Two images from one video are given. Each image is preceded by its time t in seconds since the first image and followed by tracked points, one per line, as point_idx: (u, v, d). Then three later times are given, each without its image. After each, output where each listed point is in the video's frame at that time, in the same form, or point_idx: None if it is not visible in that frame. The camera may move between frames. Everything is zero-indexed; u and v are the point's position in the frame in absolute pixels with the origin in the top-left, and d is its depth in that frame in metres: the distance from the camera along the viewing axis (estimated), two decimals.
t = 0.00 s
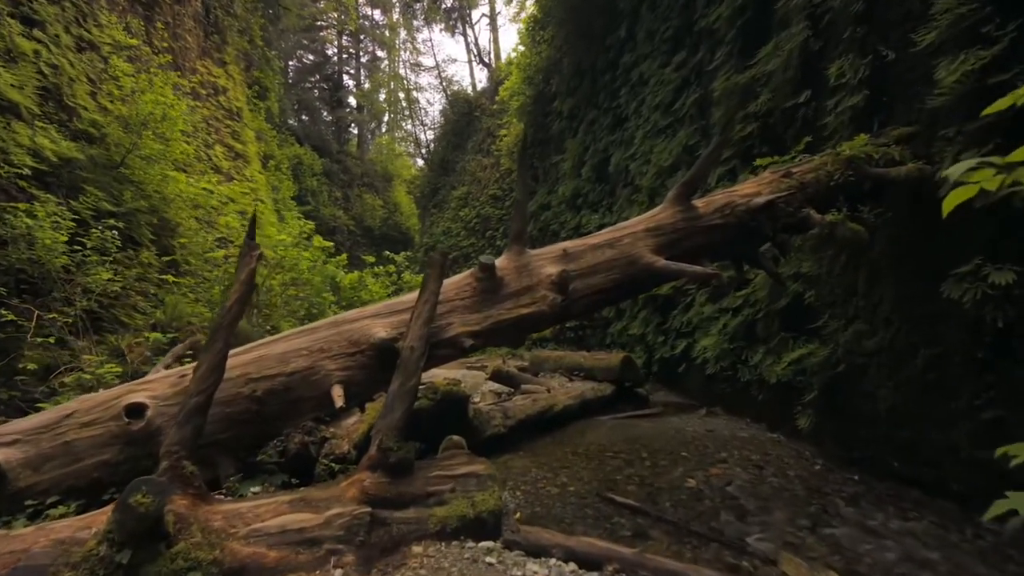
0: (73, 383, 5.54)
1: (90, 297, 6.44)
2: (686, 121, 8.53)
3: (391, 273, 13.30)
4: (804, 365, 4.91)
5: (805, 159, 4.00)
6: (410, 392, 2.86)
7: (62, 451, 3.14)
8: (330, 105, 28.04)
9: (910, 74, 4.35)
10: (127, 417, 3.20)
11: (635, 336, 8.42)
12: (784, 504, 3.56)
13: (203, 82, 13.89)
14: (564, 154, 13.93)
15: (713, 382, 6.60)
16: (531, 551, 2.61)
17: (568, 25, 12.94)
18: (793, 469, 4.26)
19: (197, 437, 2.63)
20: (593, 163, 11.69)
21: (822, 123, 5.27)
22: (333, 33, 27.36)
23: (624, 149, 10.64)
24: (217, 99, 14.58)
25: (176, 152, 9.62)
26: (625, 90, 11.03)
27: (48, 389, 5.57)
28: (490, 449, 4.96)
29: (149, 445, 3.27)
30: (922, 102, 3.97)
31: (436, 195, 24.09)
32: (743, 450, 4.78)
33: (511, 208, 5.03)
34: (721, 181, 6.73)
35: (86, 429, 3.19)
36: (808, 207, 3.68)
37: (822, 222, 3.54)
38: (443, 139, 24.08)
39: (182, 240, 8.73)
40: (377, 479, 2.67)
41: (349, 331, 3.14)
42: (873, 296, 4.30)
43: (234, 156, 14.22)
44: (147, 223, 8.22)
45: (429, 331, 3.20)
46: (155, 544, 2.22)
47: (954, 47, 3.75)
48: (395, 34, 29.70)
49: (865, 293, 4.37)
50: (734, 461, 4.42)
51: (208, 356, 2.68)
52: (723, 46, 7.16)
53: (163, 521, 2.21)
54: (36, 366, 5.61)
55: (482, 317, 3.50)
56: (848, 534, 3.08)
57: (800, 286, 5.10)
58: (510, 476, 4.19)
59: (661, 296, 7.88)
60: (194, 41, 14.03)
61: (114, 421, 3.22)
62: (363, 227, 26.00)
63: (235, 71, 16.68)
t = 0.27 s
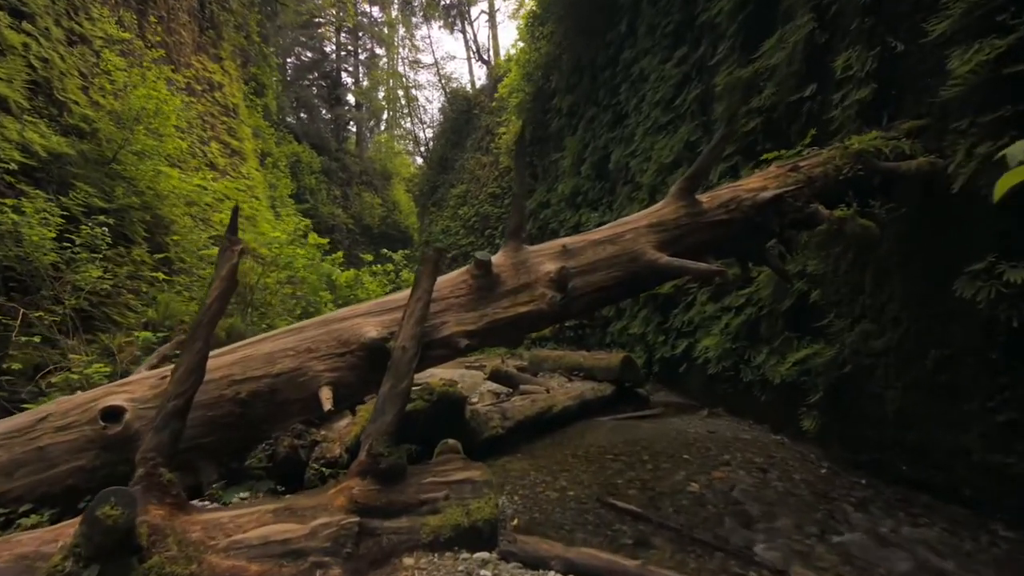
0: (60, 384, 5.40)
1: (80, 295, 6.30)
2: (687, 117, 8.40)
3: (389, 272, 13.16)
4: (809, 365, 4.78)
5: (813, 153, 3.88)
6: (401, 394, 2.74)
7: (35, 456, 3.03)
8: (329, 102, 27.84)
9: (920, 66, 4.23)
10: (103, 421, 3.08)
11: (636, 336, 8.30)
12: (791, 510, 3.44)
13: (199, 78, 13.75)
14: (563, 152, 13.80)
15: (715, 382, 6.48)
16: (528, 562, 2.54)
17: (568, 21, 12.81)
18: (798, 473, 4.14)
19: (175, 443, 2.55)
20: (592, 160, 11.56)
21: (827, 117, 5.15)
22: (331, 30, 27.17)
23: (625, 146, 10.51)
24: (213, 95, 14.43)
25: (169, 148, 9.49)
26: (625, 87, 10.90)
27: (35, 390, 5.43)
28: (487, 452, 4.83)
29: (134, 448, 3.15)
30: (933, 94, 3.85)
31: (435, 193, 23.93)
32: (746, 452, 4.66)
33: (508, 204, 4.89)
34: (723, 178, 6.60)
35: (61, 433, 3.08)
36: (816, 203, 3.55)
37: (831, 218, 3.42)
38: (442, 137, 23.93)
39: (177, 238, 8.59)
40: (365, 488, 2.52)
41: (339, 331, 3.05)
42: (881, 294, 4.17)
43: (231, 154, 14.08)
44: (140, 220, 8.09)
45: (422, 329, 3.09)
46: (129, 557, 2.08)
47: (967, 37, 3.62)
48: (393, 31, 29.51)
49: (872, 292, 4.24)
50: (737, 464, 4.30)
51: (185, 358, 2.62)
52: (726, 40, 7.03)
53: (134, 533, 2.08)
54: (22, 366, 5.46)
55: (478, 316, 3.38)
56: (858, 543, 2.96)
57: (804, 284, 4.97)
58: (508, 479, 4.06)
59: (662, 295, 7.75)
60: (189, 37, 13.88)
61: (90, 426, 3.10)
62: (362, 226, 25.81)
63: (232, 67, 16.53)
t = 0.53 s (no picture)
0: (46, 384, 5.27)
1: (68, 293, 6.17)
2: (689, 111, 8.26)
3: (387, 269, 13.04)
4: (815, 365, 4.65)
5: (821, 145, 3.75)
6: (391, 397, 2.65)
7: (5, 461, 2.92)
8: (327, 99, 27.63)
9: (932, 56, 4.10)
10: (76, 426, 2.97)
11: (636, 334, 8.18)
12: (798, 515, 3.32)
13: (194, 73, 13.61)
14: (563, 148, 13.66)
15: (717, 381, 6.36)
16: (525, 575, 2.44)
17: (567, 15, 12.66)
18: (804, 476, 4.02)
19: (147, 451, 2.50)
20: (592, 156, 11.42)
21: (834, 110, 5.01)
22: (329, 27, 26.99)
23: (625, 142, 10.38)
24: (209, 90, 14.26)
25: (162, 143, 9.35)
26: (625, 82, 10.75)
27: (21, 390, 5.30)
28: (484, 453, 4.71)
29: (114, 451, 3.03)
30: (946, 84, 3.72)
31: (434, 190, 23.78)
32: (750, 454, 4.54)
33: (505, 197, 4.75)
34: (726, 173, 6.48)
35: (32, 437, 2.96)
36: (825, 197, 3.42)
37: (841, 212, 3.28)
38: (442, 133, 23.77)
39: (170, 234, 8.45)
40: (353, 496, 2.41)
41: (326, 331, 2.97)
42: (887, 293, 4.04)
43: (227, 150, 13.92)
44: (132, 216, 7.95)
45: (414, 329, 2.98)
46: None
47: (982, 25, 3.49)
48: (392, 27, 29.30)
49: (880, 290, 4.09)
50: (741, 467, 4.18)
51: (161, 358, 2.55)
52: (729, 32, 6.89)
53: (98, 549, 2.02)
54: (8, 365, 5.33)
55: (472, 315, 3.26)
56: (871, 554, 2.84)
57: (809, 281, 4.85)
58: (505, 483, 3.94)
59: (662, 292, 7.64)
60: (183, 31, 13.72)
61: (62, 430, 2.98)
62: (361, 223, 25.65)
63: (228, 62, 16.34)
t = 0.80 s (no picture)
0: (32, 383, 5.12)
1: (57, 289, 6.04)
2: (692, 106, 8.12)
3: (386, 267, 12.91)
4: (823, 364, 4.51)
5: (830, 137, 3.63)
6: (380, 398, 2.55)
7: None
8: (326, 95, 27.31)
9: (945, 45, 3.97)
10: (46, 431, 2.84)
11: (637, 332, 8.06)
12: (806, 521, 3.19)
13: (189, 68, 13.46)
14: (563, 144, 13.50)
15: (720, 380, 6.25)
16: None
17: (568, 10, 12.51)
18: (811, 479, 3.90)
19: (120, 456, 2.46)
20: (593, 152, 11.27)
21: (842, 102, 4.88)
22: (328, 22, 26.78)
23: (626, 137, 10.24)
24: (204, 85, 14.09)
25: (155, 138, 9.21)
26: (626, 76, 10.60)
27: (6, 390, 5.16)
28: (482, 454, 4.59)
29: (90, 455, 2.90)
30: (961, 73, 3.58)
31: (433, 187, 23.61)
32: (755, 456, 4.41)
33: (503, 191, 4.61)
34: (729, 167, 6.35)
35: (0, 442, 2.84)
36: (836, 190, 3.30)
37: (853, 206, 3.15)
38: (442, 130, 23.60)
39: (163, 230, 8.31)
40: (340, 503, 2.32)
41: (312, 331, 2.92)
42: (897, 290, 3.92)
43: (223, 145, 13.78)
44: (124, 211, 7.80)
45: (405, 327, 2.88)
46: None
47: (1000, 11, 3.35)
48: (391, 23, 29.10)
49: (889, 287, 3.96)
50: (747, 470, 4.05)
51: (134, 360, 2.51)
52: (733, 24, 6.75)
53: (60, 563, 2.06)
54: None
55: (467, 313, 3.13)
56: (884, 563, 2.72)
57: (816, 278, 4.71)
58: (503, 486, 3.82)
59: (664, 290, 7.51)
60: (178, 25, 13.55)
61: (33, 434, 2.86)
62: (360, 221, 25.50)
63: (224, 57, 16.16)
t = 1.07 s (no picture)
0: (18, 382, 4.98)
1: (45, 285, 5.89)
2: (695, 99, 7.97)
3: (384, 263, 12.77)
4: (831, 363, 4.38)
5: (844, 127, 3.51)
6: (369, 403, 2.49)
7: None
8: (325, 90, 26.98)
9: (960, 33, 3.82)
10: (14, 436, 2.72)
11: (638, 329, 7.93)
12: (817, 527, 3.07)
13: (185, 62, 13.28)
14: (563, 139, 13.33)
15: (723, 379, 6.12)
16: None
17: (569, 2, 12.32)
18: (820, 483, 3.77)
19: (91, 465, 2.42)
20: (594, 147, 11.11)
21: (852, 93, 4.74)
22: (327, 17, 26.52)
23: (627, 131, 10.08)
24: (201, 79, 13.91)
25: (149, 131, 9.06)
26: (628, 70, 10.44)
27: None
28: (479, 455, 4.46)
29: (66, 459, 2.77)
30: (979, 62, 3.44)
31: (433, 183, 23.44)
32: (760, 458, 4.29)
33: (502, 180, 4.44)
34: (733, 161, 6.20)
35: None
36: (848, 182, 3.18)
37: (866, 199, 3.02)
38: (441, 125, 23.41)
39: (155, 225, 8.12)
40: (325, 514, 2.27)
41: (298, 330, 2.88)
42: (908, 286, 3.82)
43: (220, 140, 13.62)
44: (117, 206, 7.65)
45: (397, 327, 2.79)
46: None
47: None
48: (391, 17, 28.84)
49: (900, 285, 3.90)
50: (753, 472, 3.93)
51: (99, 367, 2.46)
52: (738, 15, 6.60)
53: None
54: None
55: (462, 311, 3.01)
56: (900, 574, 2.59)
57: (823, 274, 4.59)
58: (501, 489, 3.69)
59: (666, 287, 7.38)
60: (174, 18, 13.36)
61: None
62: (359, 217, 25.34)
63: (222, 51, 15.96)
